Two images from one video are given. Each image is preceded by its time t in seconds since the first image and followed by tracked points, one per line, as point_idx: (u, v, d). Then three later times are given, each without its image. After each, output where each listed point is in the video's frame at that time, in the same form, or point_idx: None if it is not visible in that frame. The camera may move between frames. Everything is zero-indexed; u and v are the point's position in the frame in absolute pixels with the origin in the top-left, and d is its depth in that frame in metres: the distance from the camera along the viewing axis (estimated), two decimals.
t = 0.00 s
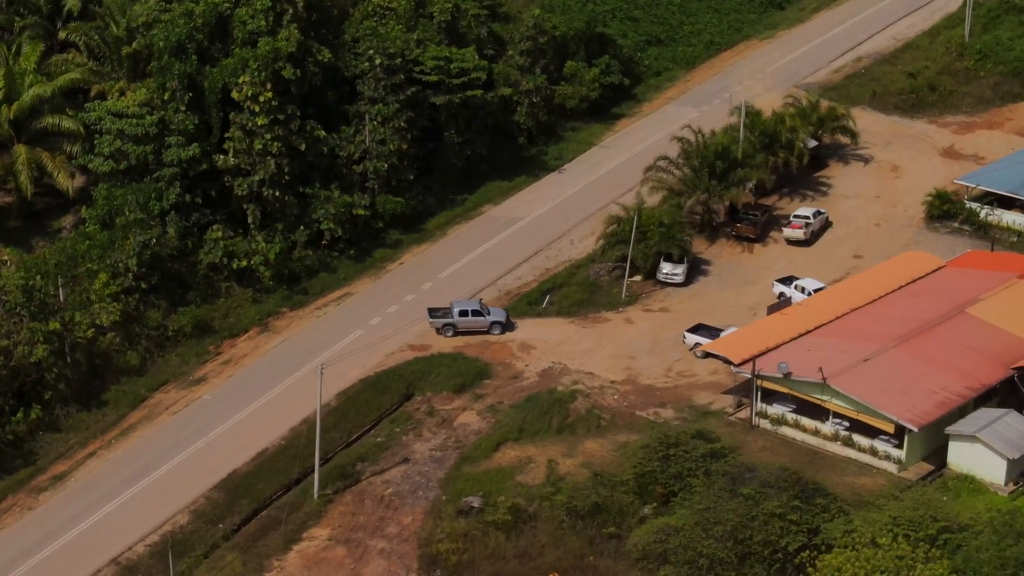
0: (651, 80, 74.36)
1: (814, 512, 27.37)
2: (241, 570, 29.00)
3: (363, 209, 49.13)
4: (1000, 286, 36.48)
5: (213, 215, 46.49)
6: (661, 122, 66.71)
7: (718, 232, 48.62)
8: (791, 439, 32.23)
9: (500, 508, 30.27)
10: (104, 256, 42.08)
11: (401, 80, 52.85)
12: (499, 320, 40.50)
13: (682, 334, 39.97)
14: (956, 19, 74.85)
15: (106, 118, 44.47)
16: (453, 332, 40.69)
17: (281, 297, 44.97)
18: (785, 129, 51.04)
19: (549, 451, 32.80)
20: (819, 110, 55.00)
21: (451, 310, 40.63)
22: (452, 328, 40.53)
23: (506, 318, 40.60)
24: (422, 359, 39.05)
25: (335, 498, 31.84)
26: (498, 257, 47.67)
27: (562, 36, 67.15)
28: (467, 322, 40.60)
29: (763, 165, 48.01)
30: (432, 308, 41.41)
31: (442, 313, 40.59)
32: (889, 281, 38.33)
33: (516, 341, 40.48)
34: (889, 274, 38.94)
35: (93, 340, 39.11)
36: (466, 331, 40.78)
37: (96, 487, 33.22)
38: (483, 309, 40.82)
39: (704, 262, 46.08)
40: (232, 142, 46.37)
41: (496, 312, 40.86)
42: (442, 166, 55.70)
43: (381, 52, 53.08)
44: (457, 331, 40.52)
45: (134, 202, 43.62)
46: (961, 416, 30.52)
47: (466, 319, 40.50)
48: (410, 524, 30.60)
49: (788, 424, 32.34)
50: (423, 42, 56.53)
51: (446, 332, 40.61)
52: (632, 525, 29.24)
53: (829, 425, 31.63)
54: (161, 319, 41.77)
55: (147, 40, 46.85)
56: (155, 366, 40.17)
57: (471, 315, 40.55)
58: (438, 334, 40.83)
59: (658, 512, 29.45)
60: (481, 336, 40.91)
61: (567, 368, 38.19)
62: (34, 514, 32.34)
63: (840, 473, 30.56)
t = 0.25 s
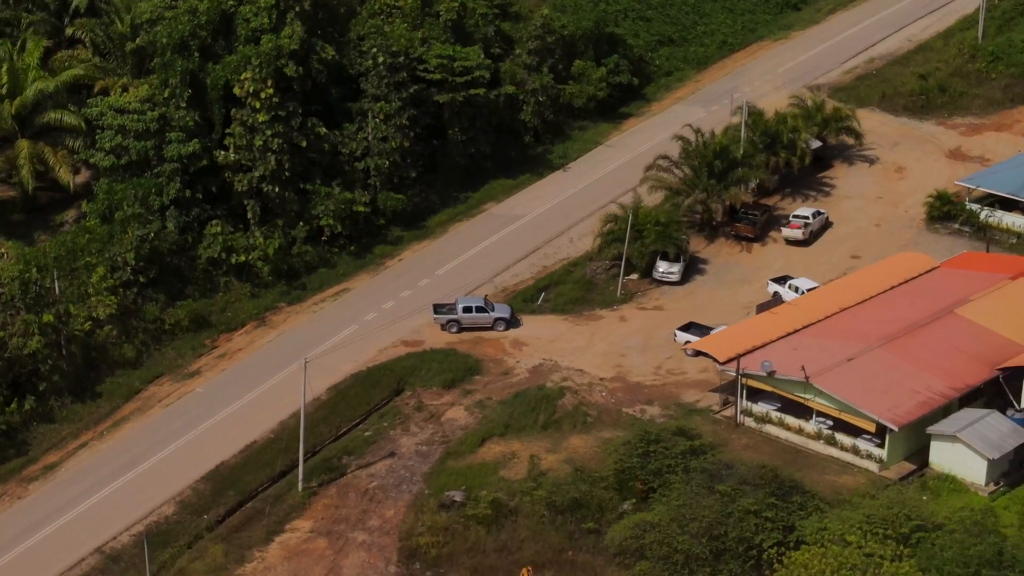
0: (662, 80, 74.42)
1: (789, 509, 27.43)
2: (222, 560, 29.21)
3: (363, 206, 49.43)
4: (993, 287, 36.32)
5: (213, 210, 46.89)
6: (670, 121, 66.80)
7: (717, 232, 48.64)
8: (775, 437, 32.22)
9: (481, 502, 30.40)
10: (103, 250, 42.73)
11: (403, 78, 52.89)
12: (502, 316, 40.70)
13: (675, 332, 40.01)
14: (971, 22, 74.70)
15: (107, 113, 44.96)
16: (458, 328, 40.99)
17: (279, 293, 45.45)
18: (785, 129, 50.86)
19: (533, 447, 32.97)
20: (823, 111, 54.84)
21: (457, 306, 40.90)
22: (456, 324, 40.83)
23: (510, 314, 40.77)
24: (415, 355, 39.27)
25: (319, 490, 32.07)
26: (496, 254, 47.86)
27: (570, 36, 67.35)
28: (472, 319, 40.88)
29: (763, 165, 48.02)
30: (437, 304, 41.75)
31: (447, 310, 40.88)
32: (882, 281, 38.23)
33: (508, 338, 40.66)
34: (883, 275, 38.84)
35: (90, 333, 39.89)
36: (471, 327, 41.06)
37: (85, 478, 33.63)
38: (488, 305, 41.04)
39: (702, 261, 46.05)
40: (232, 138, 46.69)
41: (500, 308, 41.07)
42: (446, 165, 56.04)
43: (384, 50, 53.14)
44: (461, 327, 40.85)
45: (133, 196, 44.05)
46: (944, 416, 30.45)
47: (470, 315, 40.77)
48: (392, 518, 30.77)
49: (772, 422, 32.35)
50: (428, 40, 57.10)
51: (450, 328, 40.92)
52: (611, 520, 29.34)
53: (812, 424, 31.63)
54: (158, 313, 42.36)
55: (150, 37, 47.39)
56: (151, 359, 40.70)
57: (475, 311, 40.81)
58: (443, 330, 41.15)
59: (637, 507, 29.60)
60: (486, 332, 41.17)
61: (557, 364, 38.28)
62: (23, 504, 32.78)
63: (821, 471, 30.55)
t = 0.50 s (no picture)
0: (669, 81, 74.58)
1: (768, 505, 27.69)
2: (209, 550, 29.61)
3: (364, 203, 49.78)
4: (985, 287, 36.31)
5: (215, 207, 47.37)
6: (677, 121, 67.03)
7: (716, 232, 48.74)
8: (762, 435, 32.34)
9: (466, 496, 30.65)
10: (103, 245, 43.22)
11: (406, 77, 53.24)
12: (507, 314, 40.89)
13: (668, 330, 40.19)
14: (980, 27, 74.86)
15: (110, 110, 45.62)
16: (462, 325, 41.15)
17: (278, 289, 45.88)
18: (785, 130, 50.99)
19: (521, 442, 33.20)
20: (825, 113, 54.87)
21: (461, 303, 41.11)
22: (461, 321, 41.03)
23: (514, 312, 40.95)
24: (409, 351, 39.59)
25: (308, 483, 32.40)
26: (495, 251, 48.11)
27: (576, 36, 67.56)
28: (476, 316, 41.07)
29: (761, 165, 48.14)
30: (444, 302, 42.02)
31: (451, 307, 41.13)
32: (876, 281, 38.29)
33: (503, 335, 40.92)
34: (877, 275, 38.89)
35: (90, 326, 40.38)
36: (475, 325, 41.21)
37: (78, 469, 34.08)
38: (493, 302, 41.22)
39: (699, 260, 46.19)
40: (233, 135, 47.11)
41: (505, 306, 41.30)
42: (449, 164, 56.41)
43: (386, 49, 53.42)
44: (466, 325, 41.00)
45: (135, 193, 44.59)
46: (929, 415, 30.52)
47: (475, 312, 40.98)
48: (379, 510, 31.04)
49: (760, 419, 32.45)
50: (432, 40, 57.51)
51: (455, 325, 41.10)
52: (594, 515, 29.51)
53: (799, 422, 31.72)
54: (158, 307, 42.84)
55: (154, 35, 47.90)
56: (149, 353, 41.21)
57: (480, 309, 41.02)
58: (448, 327, 41.32)
59: (620, 503, 29.71)
60: (485, 329, 41.33)
61: (550, 361, 38.49)
62: (17, 493, 33.25)
63: (805, 468, 30.67)
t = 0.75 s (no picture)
0: (677, 83, 74.75)
1: (745, 500, 27.85)
2: (195, 539, 30.02)
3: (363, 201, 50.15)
4: (974, 287, 36.33)
5: (216, 203, 47.91)
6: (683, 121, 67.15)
7: (714, 232, 48.85)
8: (746, 431, 32.49)
9: (450, 488, 30.95)
10: (104, 240, 43.95)
11: (408, 76, 53.60)
12: (511, 310, 41.21)
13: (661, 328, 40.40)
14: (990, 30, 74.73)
15: (113, 107, 46.40)
16: (467, 321, 41.54)
17: (278, 285, 46.35)
18: (785, 130, 51.04)
19: (507, 436, 33.47)
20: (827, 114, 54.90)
21: (466, 300, 41.48)
22: (465, 317, 41.42)
23: (518, 308, 41.27)
24: (402, 346, 39.97)
25: (296, 475, 32.77)
26: (493, 249, 48.42)
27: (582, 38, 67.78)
28: (481, 313, 41.44)
29: (759, 166, 48.24)
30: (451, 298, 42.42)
31: (456, 303, 41.50)
32: (867, 281, 38.37)
33: (496, 331, 41.20)
34: (869, 274, 38.96)
35: (89, 320, 41.14)
36: (480, 321, 41.61)
37: (71, 459, 34.64)
38: (497, 299, 41.57)
39: (695, 259, 46.37)
40: (235, 133, 47.52)
41: (508, 302, 41.65)
42: (452, 163, 56.77)
43: (389, 49, 53.76)
44: (470, 321, 41.38)
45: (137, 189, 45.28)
46: (911, 413, 30.61)
47: (480, 308, 41.34)
48: (364, 502, 31.36)
49: (744, 416, 32.62)
50: (436, 41, 57.85)
51: (460, 321, 41.50)
52: (575, 508, 29.72)
53: (782, 418, 31.88)
54: (157, 301, 43.51)
55: (157, 33, 48.42)
56: (147, 346, 41.75)
57: (484, 305, 41.36)
58: (453, 323, 41.74)
59: (601, 496, 29.88)
60: (478, 325, 41.63)
61: (541, 358, 38.73)
62: (11, 482, 33.82)
63: (786, 464, 30.83)
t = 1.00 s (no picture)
0: (683, 84, 74.88)
1: (724, 495, 28.03)
2: (182, 529, 30.43)
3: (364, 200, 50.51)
4: (964, 288, 36.37)
5: (218, 200, 48.44)
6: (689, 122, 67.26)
7: (712, 232, 48.99)
8: (731, 428, 32.67)
9: (436, 482, 31.26)
10: (105, 236, 44.49)
11: (411, 76, 53.85)
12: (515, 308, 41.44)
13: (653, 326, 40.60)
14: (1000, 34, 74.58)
15: (116, 105, 46.79)
16: (471, 318, 41.78)
17: (277, 281, 46.80)
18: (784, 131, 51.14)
19: (495, 431, 33.72)
20: (828, 117, 55.01)
21: (470, 297, 41.73)
22: (469, 314, 41.65)
23: (521, 306, 41.53)
24: (397, 342, 40.34)
25: (285, 467, 33.13)
26: (491, 248, 48.70)
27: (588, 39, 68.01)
28: (484, 310, 41.66)
29: (757, 166, 48.37)
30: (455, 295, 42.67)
31: (461, 300, 41.74)
32: (859, 280, 38.47)
33: (490, 328, 41.46)
34: (861, 274, 39.06)
35: (88, 314, 41.83)
36: (483, 319, 41.82)
37: (65, 450, 35.17)
38: (501, 297, 41.84)
39: (692, 259, 46.56)
40: (236, 130, 48.04)
41: (512, 300, 41.90)
42: (455, 162, 57.10)
43: (392, 49, 54.00)
44: (474, 318, 41.61)
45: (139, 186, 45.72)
46: (895, 412, 30.72)
47: (484, 306, 41.56)
48: (350, 495, 31.69)
49: (730, 413, 32.80)
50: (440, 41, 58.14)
51: (463, 318, 41.72)
52: (558, 502, 29.99)
53: (767, 416, 32.04)
54: (156, 297, 44.03)
55: (161, 32, 48.94)
56: (145, 341, 42.26)
57: (488, 303, 41.61)
58: (456, 321, 41.96)
59: (584, 491, 30.10)
60: (472, 322, 41.93)
61: (533, 355, 38.98)
62: (5, 472, 34.36)
63: (769, 460, 31.01)
